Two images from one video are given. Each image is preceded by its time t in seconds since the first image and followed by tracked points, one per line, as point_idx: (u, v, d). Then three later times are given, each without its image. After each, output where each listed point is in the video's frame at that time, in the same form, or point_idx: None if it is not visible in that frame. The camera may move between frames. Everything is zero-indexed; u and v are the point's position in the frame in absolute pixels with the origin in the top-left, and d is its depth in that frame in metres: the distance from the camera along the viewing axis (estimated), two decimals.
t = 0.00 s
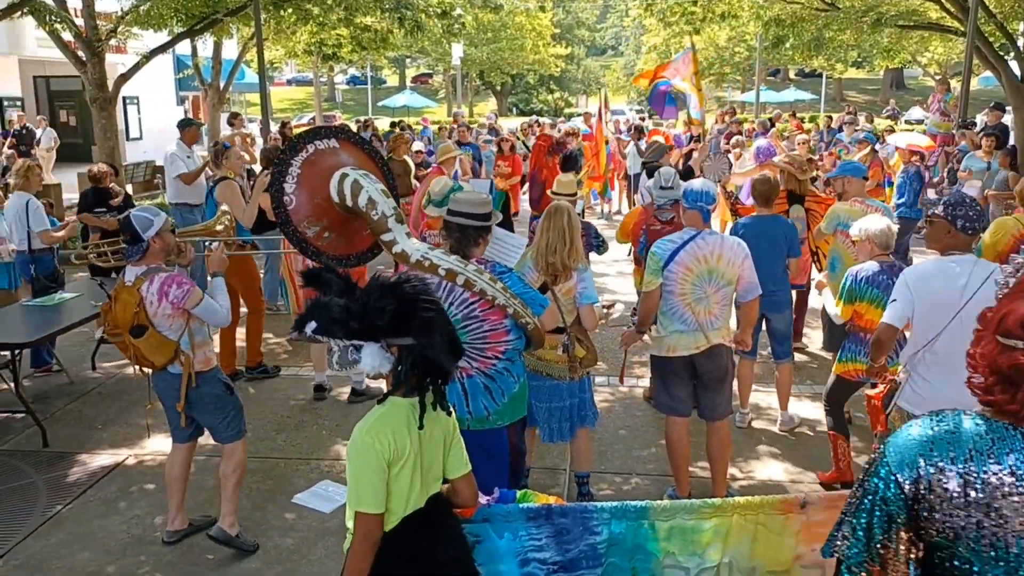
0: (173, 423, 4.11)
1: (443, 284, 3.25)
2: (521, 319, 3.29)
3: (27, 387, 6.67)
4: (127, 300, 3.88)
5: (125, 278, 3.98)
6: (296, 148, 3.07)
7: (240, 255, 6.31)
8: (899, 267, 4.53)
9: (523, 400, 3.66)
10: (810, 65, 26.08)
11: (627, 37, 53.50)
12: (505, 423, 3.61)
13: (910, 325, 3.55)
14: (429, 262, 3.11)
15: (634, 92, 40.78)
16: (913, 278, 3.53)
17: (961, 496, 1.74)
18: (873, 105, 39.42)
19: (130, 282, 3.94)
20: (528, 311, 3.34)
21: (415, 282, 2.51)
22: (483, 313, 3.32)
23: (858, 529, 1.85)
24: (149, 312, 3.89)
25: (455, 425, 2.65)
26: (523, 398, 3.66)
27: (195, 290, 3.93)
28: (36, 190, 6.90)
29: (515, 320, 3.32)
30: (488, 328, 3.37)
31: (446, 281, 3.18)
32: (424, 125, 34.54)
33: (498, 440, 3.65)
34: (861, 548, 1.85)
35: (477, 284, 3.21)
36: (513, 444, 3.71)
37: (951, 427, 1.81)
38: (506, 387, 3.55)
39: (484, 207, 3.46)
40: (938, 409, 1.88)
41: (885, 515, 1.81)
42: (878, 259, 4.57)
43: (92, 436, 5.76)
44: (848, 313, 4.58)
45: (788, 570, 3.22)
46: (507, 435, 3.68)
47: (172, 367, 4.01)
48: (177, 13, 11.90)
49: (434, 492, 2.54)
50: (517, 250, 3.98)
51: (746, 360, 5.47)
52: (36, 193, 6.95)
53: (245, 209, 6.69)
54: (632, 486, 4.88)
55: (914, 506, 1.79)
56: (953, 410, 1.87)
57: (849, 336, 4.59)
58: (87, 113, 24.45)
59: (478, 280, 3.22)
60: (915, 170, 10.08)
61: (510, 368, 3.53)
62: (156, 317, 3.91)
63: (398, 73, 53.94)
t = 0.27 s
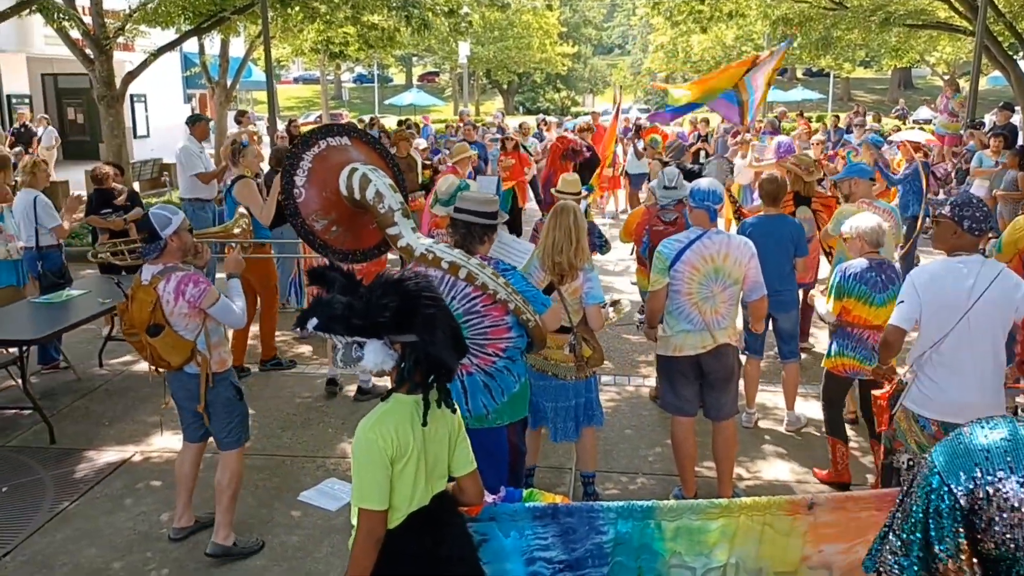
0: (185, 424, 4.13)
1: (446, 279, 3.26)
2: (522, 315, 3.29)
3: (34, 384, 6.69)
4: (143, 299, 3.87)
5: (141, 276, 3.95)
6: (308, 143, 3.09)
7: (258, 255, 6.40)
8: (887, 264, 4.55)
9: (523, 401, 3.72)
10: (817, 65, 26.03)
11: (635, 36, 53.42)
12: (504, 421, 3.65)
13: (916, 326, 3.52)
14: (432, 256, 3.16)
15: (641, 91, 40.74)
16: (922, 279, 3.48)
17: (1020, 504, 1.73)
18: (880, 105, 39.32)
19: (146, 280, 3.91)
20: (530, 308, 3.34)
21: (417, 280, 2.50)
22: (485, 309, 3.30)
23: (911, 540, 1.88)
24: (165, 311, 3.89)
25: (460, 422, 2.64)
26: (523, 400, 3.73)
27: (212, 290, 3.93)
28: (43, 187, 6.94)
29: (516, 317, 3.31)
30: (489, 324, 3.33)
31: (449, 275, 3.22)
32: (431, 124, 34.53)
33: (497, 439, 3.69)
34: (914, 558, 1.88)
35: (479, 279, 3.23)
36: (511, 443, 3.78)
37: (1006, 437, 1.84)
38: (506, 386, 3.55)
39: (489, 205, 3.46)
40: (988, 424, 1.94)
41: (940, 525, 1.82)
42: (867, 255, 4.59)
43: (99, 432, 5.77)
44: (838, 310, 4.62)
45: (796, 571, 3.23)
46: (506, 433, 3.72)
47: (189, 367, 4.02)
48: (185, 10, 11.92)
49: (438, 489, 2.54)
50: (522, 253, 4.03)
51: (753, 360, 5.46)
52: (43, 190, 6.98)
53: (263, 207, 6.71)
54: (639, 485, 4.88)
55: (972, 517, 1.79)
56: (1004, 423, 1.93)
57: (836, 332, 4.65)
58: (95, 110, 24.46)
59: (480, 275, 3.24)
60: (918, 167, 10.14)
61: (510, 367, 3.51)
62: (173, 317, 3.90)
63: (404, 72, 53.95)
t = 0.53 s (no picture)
0: (199, 427, 4.15)
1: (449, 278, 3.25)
2: (523, 315, 3.26)
3: (43, 381, 6.71)
4: (165, 298, 3.86)
5: (161, 276, 3.95)
6: (316, 139, 3.09)
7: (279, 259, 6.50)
8: (873, 258, 4.59)
9: (527, 398, 3.67)
10: (827, 63, 25.94)
11: (643, 35, 53.30)
12: (507, 420, 3.60)
13: (931, 327, 3.49)
14: (434, 255, 3.06)
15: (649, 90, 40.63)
16: (934, 279, 3.45)
17: None
18: (889, 104, 39.18)
19: (167, 279, 3.91)
20: (532, 308, 3.31)
21: (424, 278, 2.52)
22: (486, 309, 3.34)
23: (929, 547, 1.93)
24: (187, 310, 3.88)
25: (467, 421, 2.64)
26: (527, 398, 3.68)
27: (234, 289, 3.93)
28: (53, 185, 6.94)
29: (518, 317, 3.29)
30: (491, 323, 3.38)
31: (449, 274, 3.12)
32: (438, 122, 34.50)
33: (499, 438, 3.63)
34: (935, 565, 1.92)
35: (480, 279, 3.15)
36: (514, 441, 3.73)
37: None
38: (509, 385, 3.57)
39: (495, 204, 3.46)
40: (1005, 425, 1.97)
41: (960, 531, 1.87)
42: (853, 249, 4.59)
43: (107, 429, 5.79)
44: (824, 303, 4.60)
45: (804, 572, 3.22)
46: (509, 432, 3.67)
47: (209, 368, 4.01)
48: (193, 9, 11.94)
49: (445, 488, 2.54)
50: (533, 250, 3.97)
51: (760, 359, 5.45)
52: (52, 188, 6.98)
53: (281, 203, 6.72)
54: (646, 484, 4.87)
55: (992, 523, 1.84)
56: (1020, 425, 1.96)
57: (829, 325, 4.70)
58: (103, 108, 24.45)
59: (480, 275, 3.16)
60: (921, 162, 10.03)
61: (513, 366, 3.56)
62: (195, 316, 3.90)
63: (412, 70, 53.94)
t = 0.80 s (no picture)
0: (207, 430, 4.13)
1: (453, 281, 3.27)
2: (529, 318, 3.34)
3: (48, 378, 6.73)
4: (180, 296, 3.85)
5: (176, 273, 3.94)
6: (315, 137, 3.08)
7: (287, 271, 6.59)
8: (858, 254, 4.78)
9: (534, 397, 3.66)
10: (832, 63, 25.89)
11: (648, 34, 53.26)
12: (513, 419, 3.59)
13: (934, 327, 3.49)
14: (439, 259, 3.14)
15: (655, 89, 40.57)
16: (940, 277, 3.46)
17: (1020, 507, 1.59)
18: (895, 103, 39.10)
19: (183, 277, 3.91)
20: (537, 310, 3.38)
21: (436, 279, 2.50)
22: (492, 311, 3.37)
23: (898, 550, 1.69)
24: (203, 307, 3.87)
25: (469, 420, 2.64)
26: (534, 397, 3.66)
27: (250, 288, 3.94)
28: (59, 182, 6.96)
29: (523, 321, 3.37)
30: (497, 326, 3.41)
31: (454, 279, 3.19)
32: (443, 122, 34.49)
33: (507, 436, 3.64)
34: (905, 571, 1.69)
35: (485, 284, 3.24)
36: (522, 440, 3.69)
37: (998, 436, 1.69)
38: (516, 384, 3.55)
39: (499, 203, 3.45)
40: (975, 422, 1.78)
41: (932, 532, 1.65)
42: (839, 245, 4.78)
43: (112, 427, 5.80)
44: (810, 296, 4.81)
45: None
46: (517, 430, 3.66)
47: (222, 369, 4.02)
48: (199, 7, 11.94)
49: (448, 488, 2.54)
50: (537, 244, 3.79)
51: (765, 359, 5.44)
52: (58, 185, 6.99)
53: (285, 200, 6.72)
54: (649, 484, 4.87)
55: (965, 521, 1.63)
56: (989, 421, 1.77)
57: (811, 319, 4.91)
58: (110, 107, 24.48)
59: (486, 280, 3.24)
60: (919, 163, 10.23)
61: (520, 365, 3.54)
62: (210, 314, 3.89)
63: (417, 69, 53.95)
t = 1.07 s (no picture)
0: (206, 434, 4.13)
1: (457, 283, 3.25)
2: (536, 319, 3.32)
3: (50, 377, 6.74)
4: (190, 294, 3.85)
5: (183, 271, 3.92)
6: (314, 140, 3.09)
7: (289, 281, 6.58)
8: (834, 249, 4.83)
9: (540, 396, 3.65)
10: (835, 64, 25.86)
11: (651, 34, 53.20)
12: (520, 419, 3.58)
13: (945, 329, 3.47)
14: (445, 261, 3.15)
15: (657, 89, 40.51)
16: (948, 278, 3.45)
17: (960, 499, 1.67)
18: (897, 104, 39.04)
19: (190, 275, 3.89)
20: (543, 311, 3.36)
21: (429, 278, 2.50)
22: (499, 313, 3.32)
23: (846, 540, 1.76)
24: (213, 305, 3.88)
25: (467, 416, 2.64)
26: (539, 396, 3.65)
27: (259, 287, 3.95)
28: (60, 181, 6.96)
29: (530, 320, 3.33)
30: (504, 327, 3.37)
31: (461, 281, 3.21)
32: (445, 121, 34.47)
33: (513, 436, 3.62)
34: (852, 560, 1.76)
35: (492, 285, 3.24)
36: (529, 440, 3.68)
37: (943, 430, 1.74)
38: (522, 384, 3.54)
39: (500, 203, 3.45)
40: (921, 413, 1.81)
41: (878, 523, 1.72)
42: (815, 241, 4.84)
43: (114, 426, 5.81)
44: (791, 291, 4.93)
45: None
46: (523, 430, 3.65)
47: (227, 369, 4.00)
48: (201, 7, 11.94)
49: (449, 486, 2.55)
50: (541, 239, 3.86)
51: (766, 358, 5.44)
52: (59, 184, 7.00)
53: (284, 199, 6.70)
54: (651, 483, 4.87)
55: (909, 513, 1.70)
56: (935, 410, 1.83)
57: (790, 313, 4.95)
58: (112, 106, 24.49)
59: (492, 282, 3.24)
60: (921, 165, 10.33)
61: (527, 365, 3.53)
62: (219, 312, 3.90)
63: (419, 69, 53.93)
